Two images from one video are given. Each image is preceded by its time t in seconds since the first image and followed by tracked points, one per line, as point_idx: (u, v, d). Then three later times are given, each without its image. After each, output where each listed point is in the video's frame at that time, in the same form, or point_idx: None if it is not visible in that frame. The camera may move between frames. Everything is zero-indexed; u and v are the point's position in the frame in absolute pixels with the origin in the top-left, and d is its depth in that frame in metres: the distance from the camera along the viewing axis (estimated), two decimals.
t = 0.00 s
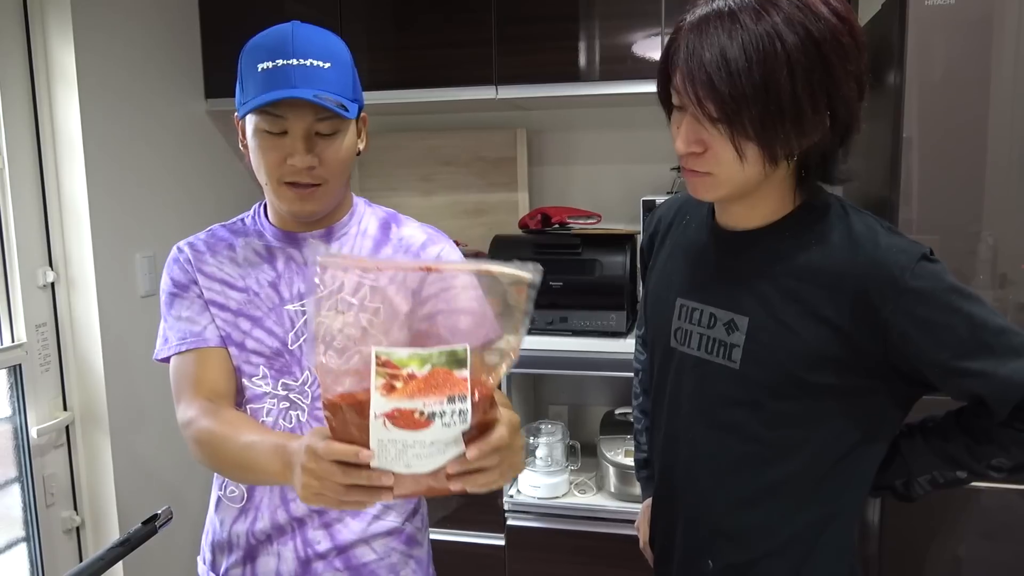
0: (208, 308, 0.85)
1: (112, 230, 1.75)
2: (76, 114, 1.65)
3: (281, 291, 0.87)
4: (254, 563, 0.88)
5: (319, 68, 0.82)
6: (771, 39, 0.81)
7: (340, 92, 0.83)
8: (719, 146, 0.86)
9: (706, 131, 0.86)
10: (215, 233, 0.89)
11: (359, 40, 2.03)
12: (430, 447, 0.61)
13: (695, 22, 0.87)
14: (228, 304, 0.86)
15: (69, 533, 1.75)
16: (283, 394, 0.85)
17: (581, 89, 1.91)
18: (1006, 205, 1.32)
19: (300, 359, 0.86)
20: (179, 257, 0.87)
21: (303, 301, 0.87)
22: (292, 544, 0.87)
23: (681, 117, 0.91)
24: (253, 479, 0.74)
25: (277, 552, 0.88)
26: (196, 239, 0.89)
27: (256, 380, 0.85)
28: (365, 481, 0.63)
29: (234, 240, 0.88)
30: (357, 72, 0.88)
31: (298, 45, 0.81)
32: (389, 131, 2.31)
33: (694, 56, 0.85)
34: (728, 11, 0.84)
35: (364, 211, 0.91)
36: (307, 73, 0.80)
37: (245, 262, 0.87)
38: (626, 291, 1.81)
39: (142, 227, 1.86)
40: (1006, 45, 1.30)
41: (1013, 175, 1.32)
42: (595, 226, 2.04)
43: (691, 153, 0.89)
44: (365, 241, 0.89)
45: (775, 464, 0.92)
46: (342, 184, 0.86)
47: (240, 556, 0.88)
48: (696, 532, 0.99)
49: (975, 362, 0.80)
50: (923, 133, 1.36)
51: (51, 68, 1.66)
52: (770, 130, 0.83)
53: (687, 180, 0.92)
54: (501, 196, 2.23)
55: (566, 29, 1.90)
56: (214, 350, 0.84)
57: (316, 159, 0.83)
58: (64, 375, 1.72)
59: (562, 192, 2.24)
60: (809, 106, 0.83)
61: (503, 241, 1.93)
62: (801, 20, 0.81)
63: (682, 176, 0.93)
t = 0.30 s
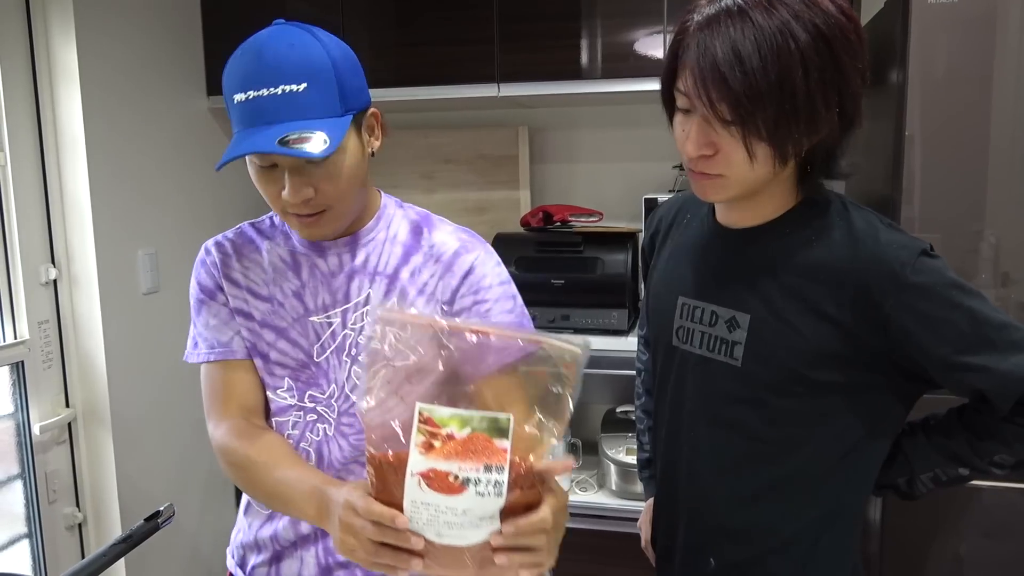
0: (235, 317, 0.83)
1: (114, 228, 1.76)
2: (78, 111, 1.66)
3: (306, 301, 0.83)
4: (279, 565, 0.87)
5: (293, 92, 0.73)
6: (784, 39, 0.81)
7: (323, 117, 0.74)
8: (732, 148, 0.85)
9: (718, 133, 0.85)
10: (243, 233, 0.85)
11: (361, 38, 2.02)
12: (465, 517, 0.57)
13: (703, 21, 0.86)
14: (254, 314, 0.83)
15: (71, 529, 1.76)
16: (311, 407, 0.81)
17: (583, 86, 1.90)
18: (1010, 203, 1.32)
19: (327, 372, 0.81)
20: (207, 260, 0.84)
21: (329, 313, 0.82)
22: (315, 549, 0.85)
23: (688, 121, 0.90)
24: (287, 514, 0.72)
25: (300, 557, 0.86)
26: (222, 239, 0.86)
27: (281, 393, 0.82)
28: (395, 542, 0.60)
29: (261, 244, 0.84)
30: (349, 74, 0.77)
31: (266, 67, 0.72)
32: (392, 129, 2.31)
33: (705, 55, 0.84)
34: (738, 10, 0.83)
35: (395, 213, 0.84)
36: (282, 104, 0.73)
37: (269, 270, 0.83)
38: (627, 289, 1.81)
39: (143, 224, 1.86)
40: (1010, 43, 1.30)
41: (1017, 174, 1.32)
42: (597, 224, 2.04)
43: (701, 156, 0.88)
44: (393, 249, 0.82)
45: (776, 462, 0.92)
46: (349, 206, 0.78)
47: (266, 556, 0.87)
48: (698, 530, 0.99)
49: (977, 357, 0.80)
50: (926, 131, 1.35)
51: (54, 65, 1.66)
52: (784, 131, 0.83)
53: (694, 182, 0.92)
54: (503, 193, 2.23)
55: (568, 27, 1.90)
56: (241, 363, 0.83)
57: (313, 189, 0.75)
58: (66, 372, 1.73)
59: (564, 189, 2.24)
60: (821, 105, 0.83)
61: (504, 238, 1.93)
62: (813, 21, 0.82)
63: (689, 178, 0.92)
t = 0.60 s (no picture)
0: (246, 342, 0.85)
1: (114, 225, 1.75)
2: (77, 108, 1.65)
3: (316, 322, 0.84)
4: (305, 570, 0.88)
5: (265, 125, 0.70)
6: (798, 47, 0.80)
7: (301, 148, 0.71)
8: (745, 159, 0.85)
9: (733, 144, 0.84)
10: (249, 247, 0.85)
11: (361, 35, 2.02)
12: None
13: (708, 29, 0.84)
14: (266, 337, 0.85)
15: (71, 527, 1.76)
16: (330, 424, 0.86)
17: (582, 84, 1.90)
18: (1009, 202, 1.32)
19: (343, 391, 0.85)
20: (213, 279, 0.85)
21: (340, 334, 0.83)
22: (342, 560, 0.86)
23: (697, 132, 0.88)
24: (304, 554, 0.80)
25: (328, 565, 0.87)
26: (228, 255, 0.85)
27: (298, 416, 0.86)
28: None
29: (266, 260, 0.84)
30: (328, 94, 0.73)
31: (235, 102, 0.70)
32: (391, 126, 2.31)
33: (716, 66, 0.82)
34: (746, 17, 0.81)
35: (401, 220, 0.83)
36: (257, 139, 0.71)
37: (277, 289, 0.84)
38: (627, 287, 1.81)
39: (143, 221, 1.86)
40: (1010, 43, 1.30)
41: (1016, 173, 1.31)
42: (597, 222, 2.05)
43: (715, 167, 0.86)
44: (402, 263, 0.81)
45: (775, 460, 0.92)
46: (342, 235, 0.76)
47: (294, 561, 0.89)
48: (695, 526, 0.99)
49: (975, 357, 0.80)
50: (925, 130, 1.35)
51: (53, 63, 1.66)
52: (799, 136, 0.83)
53: (704, 191, 0.91)
54: (503, 191, 2.23)
55: (568, 25, 1.89)
56: (255, 388, 0.86)
57: (303, 225, 0.72)
58: (66, 369, 1.73)
59: (563, 187, 2.24)
60: (833, 109, 0.84)
61: (505, 236, 1.93)
62: (821, 25, 0.81)
63: (698, 186, 0.91)
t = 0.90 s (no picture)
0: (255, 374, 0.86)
1: (111, 224, 1.75)
2: (73, 106, 1.65)
3: (326, 353, 0.84)
4: None
5: (264, 158, 0.68)
6: (810, 48, 0.79)
7: (302, 182, 0.69)
8: (756, 163, 0.84)
9: (744, 147, 0.84)
10: (251, 275, 0.85)
11: (359, 33, 2.01)
12: None
13: (717, 29, 0.83)
14: (276, 368, 0.85)
15: (69, 526, 1.76)
16: (345, 449, 0.88)
17: (580, 82, 1.90)
18: (1006, 200, 1.32)
19: (358, 418, 0.86)
20: (216, 309, 0.85)
21: (353, 364, 0.83)
22: None
23: (704, 136, 0.87)
24: None
25: None
26: (230, 284, 0.85)
27: (313, 446, 0.88)
28: None
29: (269, 288, 0.84)
30: (328, 119, 0.70)
31: (230, 135, 0.67)
32: (389, 124, 2.31)
33: (729, 68, 0.81)
34: (756, 18, 0.80)
35: (411, 242, 0.82)
36: (255, 174, 0.68)
37: (284, 320, 0.83)
38: (625, 285, 1.81)
39: (140, 220, 1.86)
40: (1007, 41, 1.30)
41: (1013, 171, 1.31)
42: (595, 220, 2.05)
43: (724, 171, 0.86)
44: (414, 289, 0.81)
45: (772, 456, 0.92)
46: (348, 271, 0.74)
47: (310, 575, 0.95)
48: (691, 523, 1.00)
49: (971, 356, 0.80)
50: (923, 128, 1.35)
51: (50, 61, 1.65)
52: (810, 137, 0.83)
53: (710, 195, 0.91)
54: (500, 190, 2.23)
55: (565, 23, 1.89)
56: (264, 422, 0.86)
57: (308, 263, 0.70)
58: (63, 368, 1.73)
59: (561, 185, 2.24)
60: (842, 108, 0.84)
61: (503, 234, 1.94)
62: (830, 24, 0.81)
63: (704, 190, 0.91)
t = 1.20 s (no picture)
0: (261, 399, 0.85)
1: (109, 222, 1.75)
2: (71, 104, 1.65)
3: (335, 379, 0.81)
4: None
5: (280, 172, 0.65)
6: (806, 50, 0.79)
7: (321, 199, 0.66)
8: (750, 163, 0.84)
9: (739, 149, 0.84)
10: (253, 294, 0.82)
11: (358, 31, 2.01)
12: None
13: (712, 32, 0.83)
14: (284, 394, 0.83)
15: (67, 524, 1.76)
16: (354, 471, 0.88)
17: (579, 81, 1.90)
18: (1004, 199, 1.32)
19: (368, 444, 0.85)
20: (218, 330, 0.83)
21: (363, 392, 0.81)
22: None
23: (701, 138, 0.87)
24: None
25: None
26: (235, 305, 0.82)
27: (322, 471, 0.88)
28: None
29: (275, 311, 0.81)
30: (349, 133, 0.68)
31: (244, 145, 0.63)
32: (388, 122, 2.30)
33: (723, 71, 0.81)
34: (751, 20, 0.80)
35: (426, 265, 0.79)
36: (270, 189, 0.65)
37: (292, 344, 0.81)
38: (623, 284, 1.82)
39: (139, 218, 1.86)
40: (1006, 40, 1.30)
41: (1012, 170, 1.31)
42: (593, 219, 2.05)
43: (720, 173, 0.86)
44: (430, 315, 0.78)
45: (770, 454, 0.92)
46: (365, 296, 0.71)
47: None
48: (689, 523, 1.00)
49: (967, 355, 0.80)
50: (921, 128, 1.35)
51: (48, 58, 1.65)
52: (804, 141, 0.84)
53: (708, 196, 0.90)
54: (499, 188, 2.23)
55: (564, 21, 1.89)
56: (272, 448, 0.86)
57: (324, 287, 0.68)
58: (61, 366, 1.73)
59: (560, 184, 2.24)
60: (838, 110, 0.84)
61: (501, 233, 1.93)
62: (826, 26, 0.81)
63: (702, 192, 0.91)
